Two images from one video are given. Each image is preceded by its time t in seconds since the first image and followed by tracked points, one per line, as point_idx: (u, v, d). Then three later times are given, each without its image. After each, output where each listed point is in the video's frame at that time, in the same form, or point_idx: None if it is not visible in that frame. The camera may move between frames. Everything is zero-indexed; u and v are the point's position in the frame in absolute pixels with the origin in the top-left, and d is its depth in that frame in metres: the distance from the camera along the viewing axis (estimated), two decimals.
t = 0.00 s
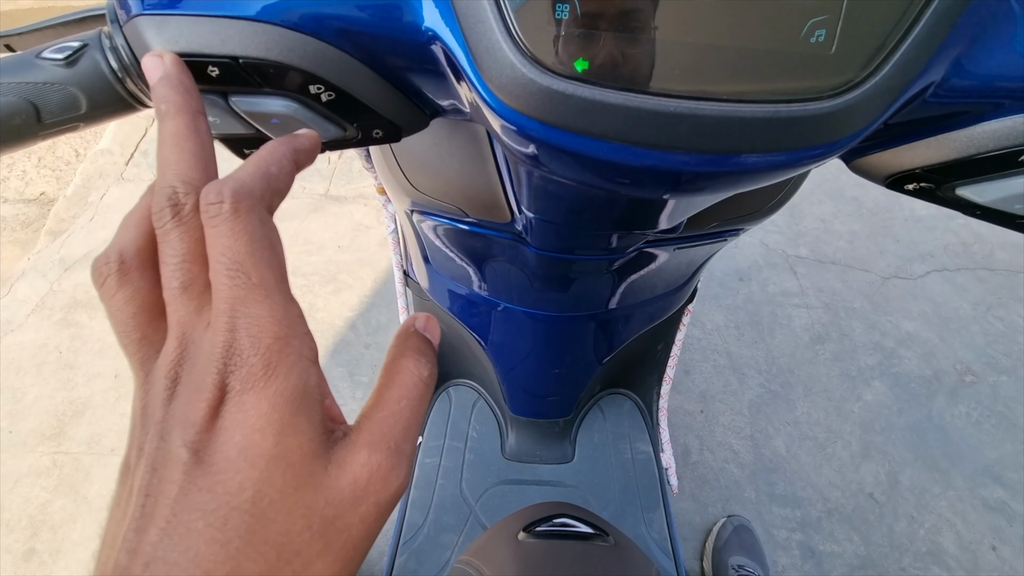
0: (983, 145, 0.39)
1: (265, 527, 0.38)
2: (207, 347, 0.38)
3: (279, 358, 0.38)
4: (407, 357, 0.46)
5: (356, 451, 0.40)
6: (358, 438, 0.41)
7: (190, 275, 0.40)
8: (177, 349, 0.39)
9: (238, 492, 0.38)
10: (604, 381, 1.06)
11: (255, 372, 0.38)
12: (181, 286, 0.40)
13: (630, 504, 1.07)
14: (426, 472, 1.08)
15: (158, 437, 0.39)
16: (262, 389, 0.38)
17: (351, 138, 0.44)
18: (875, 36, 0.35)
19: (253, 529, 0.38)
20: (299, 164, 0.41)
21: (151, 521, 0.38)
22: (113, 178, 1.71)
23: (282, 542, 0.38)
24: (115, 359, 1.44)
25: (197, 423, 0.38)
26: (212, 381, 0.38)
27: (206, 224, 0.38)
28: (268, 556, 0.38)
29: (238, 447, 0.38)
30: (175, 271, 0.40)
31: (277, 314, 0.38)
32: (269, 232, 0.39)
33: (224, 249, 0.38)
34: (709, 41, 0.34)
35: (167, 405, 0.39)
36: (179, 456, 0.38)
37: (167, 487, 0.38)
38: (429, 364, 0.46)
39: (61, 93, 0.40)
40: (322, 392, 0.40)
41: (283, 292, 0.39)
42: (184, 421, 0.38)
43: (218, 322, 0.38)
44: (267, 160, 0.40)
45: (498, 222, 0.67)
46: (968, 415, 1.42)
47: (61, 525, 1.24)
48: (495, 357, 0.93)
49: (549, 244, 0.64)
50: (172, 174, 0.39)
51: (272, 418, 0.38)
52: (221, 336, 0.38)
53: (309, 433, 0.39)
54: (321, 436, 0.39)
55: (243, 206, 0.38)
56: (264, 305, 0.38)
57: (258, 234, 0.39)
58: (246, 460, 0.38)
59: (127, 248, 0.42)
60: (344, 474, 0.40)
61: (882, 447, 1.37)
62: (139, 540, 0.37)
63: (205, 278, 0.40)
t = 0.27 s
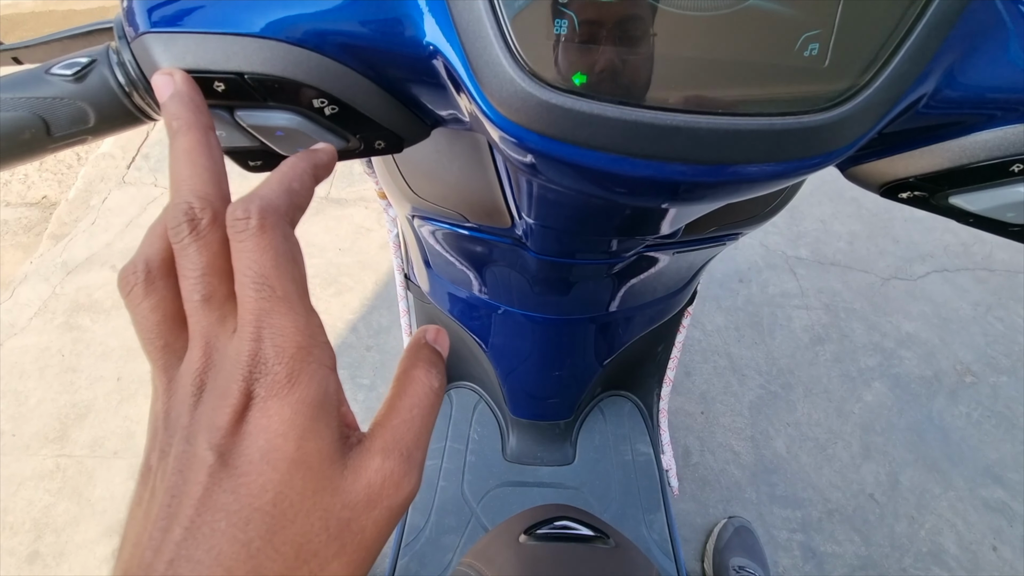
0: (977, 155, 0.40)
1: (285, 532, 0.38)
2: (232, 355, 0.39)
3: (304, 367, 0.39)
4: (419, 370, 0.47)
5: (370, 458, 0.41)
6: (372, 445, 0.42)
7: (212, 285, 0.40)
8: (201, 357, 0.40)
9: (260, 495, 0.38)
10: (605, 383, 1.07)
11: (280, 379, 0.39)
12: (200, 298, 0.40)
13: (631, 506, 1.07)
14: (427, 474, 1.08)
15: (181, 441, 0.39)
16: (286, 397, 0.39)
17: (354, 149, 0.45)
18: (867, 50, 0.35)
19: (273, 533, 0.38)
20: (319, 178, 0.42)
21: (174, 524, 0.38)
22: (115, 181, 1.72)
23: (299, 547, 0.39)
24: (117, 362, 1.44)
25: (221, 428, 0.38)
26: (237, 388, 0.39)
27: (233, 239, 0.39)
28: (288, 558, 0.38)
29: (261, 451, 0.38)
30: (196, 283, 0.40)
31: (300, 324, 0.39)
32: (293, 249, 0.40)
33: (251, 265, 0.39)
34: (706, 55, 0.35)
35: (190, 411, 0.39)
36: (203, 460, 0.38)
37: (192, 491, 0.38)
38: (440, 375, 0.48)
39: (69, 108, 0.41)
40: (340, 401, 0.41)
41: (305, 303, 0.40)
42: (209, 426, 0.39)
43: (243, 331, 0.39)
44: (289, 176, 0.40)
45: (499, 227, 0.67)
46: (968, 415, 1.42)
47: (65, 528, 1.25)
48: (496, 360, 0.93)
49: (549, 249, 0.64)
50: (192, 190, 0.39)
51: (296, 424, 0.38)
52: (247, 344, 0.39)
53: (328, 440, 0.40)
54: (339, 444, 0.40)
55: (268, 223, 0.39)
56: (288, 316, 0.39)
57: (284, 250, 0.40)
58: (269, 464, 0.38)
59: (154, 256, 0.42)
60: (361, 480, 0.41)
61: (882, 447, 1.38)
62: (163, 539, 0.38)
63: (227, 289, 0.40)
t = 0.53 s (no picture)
0: (974, 154, 0.40)
1: (292, 531, 0.38)
2: (242, 355, 0.39)
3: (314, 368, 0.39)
4: (425, 372, 0.47)
5: (376, 458, 0.41)
6: (378, 445, 0.42)
7: (221, 286, 0.40)
8: (210, 356, 0.39)
9: (268, 494, 0.38)
10: (605, 383, 1.07)
11: (289, 378, 0.39)
12: (209, 299, 0.39)
13: (632, 505, 1.07)
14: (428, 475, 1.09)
15: (190, 439, 0.39)
16: (295, 396, 0.39)
17: (352, 150, 0.45)
18: (864, 50, 0.35)
19: (281, 531, 0.38)
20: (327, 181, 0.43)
21: (182, 521, 0.38)
22: (115, 183, 1.72)
23: (306, 546, 0.38)
24: (117, 364, 1.44)
25: (231, 427, 0.38)
26: (247, 387, 0.39)
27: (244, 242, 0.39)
28: (294, 558, 0.38)
29: (270, 450, 0.38)
30: (203, 285, 0.39)
31: (310, 326, 0.39)
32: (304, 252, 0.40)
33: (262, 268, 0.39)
34: (703, 56, 0.35)
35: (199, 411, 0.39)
36: (212, 459, 0.38)
37: (200, 489, 0.38)
38: (446, 378, 0.48)
39: (66, 112, 0.41)
40: (348, 401, 0.41)
41: (313, 304, 0.40)
42: (219, 425, 0.39)
43: (253, 331, 0.39)
44: (299, 179, 0.41)
45: (498, 228, 0.67)
46: (969, 414, 1.42)
47: (65, 530, 1.25)
48: (496, 360, 0.93)
49: (548, 250, 0.64)
50: (199, 193, 0.39)
51: (305, 424, 0.39)
52: (257, 343, 0.39)
53: (336, 439, 0.40)
54: (347, 444, 0.40)
55: (279, 226, 0.39)
56: (298, 317, 0.39)
57: (295, 253, 0.40)
58: (278, 463, 0.38)
59: (163, 257, 0.42)
60: (367, 480, 0.40)
61: (883, 446, 1.38)
62: (171, 536, 0.38)
63: (236, 290, 0.40)
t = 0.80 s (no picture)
0: (975, 153, 0.39)
1: (271, 525, 0.39)
2: (227, 350, 0.40)
3: (296, 363, 0.40)
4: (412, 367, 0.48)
5: (360, 454, 0.42)
6: (363, 441, 0.43)
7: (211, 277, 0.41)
8: (197, 349, 0.40)
9: (248, 489, 0.39)
10: (604, 383, 1.07)
11: (273, 375, 0.39)
12: (197, 290, 0.40)
13: (632, 505, 1.07)
14: (428, 475, 1.08)
15: (175, 432, 0.40)
16: (277, 393, 0.39)
17: (350, 149, 0.45)
18: (865, 47, 0.35)
19: (258, 526, 0.39)
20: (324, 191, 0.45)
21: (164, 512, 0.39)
22: (114, 183, 1.72)
23: (284, 540, 0.40)
24: (117, 365, 1.44)
25: (214, 421, 0.40)
26: (228, 380, 0.40)
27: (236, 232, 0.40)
28: (272, 549, 0.39)
29: (250, 446, 0.39)
30: (193, 275, 0.40)
31: (293, 320, 0.40)
32: (294, 243, 0.41)
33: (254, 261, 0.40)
34: (703, 54, 0.35)
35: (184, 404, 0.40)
36: (194, 451, 0.39)
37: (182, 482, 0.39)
38: (432, 372, 0.49)
39: (63, 110, 0.41)
40: (331, 397, 0.42)
41: (299, 300, 0.41)
42: (202, 419, 0.40)
43: (239, 327, 0.40)
44: (299, 178, 0.42)
45: (498, 228, 0.67)
46: (970, 413, 1.42)
47: (65, 531, 1.25)
48: (496, 360, 0.93)
49: (548, 249, 0.64)
50: (199, 183, 0.40)
51: (286, 420, 0.39)
52: (242, 339, 0.39)
53: (319, 435, 0.40)
54: (330, 440, 0.41)
55: (272, 218, 0.40)
56: (282, 312, 0.40)
57: (286, 247, 0.41)
58: (258, 458, 0.39)
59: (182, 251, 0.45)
60: (349, 476, 0.41)
61: (884, 445, 1.38)
62: (153, 525, 0.40)
63: (226, 283, 0.41)
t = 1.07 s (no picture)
0: (989, 143, 0.39)
1: None
2: (197, 455, 0.39)
3: (256, 482, 0.39)
4: (391, 441, 0.45)
5: (327, 566, 0.42)
6: (330, 553, 0.43)
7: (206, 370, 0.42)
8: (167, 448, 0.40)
9: None
10: (608, 381, 1.06)
11: (233, 493, 0.39)
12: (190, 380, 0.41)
13: (635, 504, 1.07)
14: (431, 473, 1.08)
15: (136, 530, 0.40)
16: (234, 515, 0.39)
17: (359, 141, 0.45)
18: (879, 37, 0.35)
19: None
20: (393, 335, 0.54)
21: None
22: (117, 182, 1.72)
23: None
24: (119, 363, 1.44)
25: (170, 529, 0.39)
26: (181, 487, 0.39)
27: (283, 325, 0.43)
28: None
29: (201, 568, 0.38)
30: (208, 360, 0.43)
31: (265, 438, 0.39)
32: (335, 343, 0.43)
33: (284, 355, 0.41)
34: (716, 42, 0.35)
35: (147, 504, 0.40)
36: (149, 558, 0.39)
37: None
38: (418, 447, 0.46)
39: (72, 100, 0.41)
40: (293, 515, 0.41)
41: (278, 418, 0.40)
42: (159, 525, 0.39)
43: (218, 433, 0.39)
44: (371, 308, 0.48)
45: (503, 223, 0.67)
46: (973, 413, 1.42)
47: (67, 529, 1.25)
48: (499, 357, 0.93)
49: (553, 245, 0.64)
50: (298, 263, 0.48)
51: (242, 541, 0.39)
52: (218, 445, 0.39)
53: (276, 555, 0.40)
54: (292, 552, 0.41)
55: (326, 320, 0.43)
56: (253, 425, 0.39)
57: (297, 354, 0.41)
58: None
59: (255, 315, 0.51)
60: None
61: (887, 445, 1.37)
62: None
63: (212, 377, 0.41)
